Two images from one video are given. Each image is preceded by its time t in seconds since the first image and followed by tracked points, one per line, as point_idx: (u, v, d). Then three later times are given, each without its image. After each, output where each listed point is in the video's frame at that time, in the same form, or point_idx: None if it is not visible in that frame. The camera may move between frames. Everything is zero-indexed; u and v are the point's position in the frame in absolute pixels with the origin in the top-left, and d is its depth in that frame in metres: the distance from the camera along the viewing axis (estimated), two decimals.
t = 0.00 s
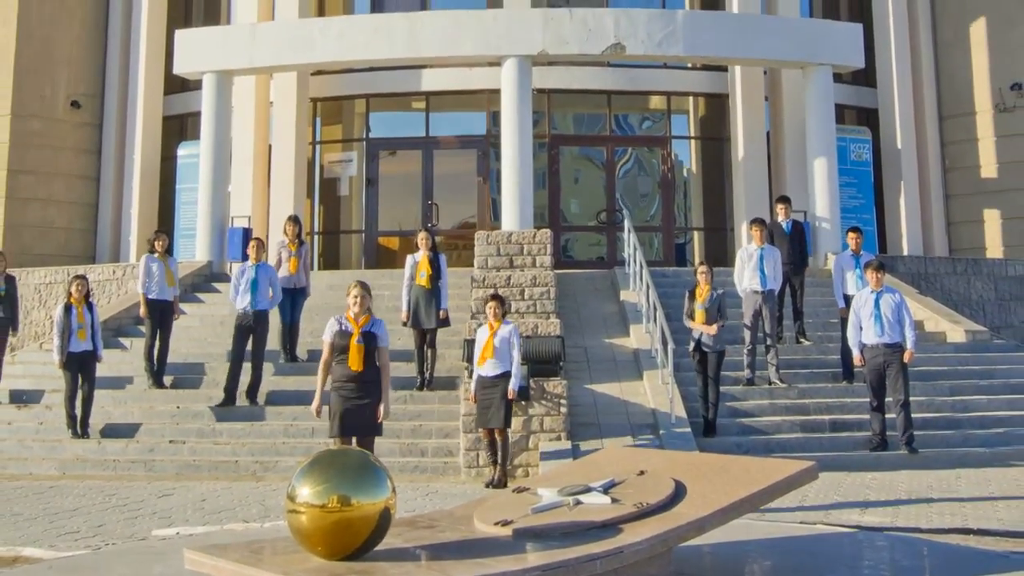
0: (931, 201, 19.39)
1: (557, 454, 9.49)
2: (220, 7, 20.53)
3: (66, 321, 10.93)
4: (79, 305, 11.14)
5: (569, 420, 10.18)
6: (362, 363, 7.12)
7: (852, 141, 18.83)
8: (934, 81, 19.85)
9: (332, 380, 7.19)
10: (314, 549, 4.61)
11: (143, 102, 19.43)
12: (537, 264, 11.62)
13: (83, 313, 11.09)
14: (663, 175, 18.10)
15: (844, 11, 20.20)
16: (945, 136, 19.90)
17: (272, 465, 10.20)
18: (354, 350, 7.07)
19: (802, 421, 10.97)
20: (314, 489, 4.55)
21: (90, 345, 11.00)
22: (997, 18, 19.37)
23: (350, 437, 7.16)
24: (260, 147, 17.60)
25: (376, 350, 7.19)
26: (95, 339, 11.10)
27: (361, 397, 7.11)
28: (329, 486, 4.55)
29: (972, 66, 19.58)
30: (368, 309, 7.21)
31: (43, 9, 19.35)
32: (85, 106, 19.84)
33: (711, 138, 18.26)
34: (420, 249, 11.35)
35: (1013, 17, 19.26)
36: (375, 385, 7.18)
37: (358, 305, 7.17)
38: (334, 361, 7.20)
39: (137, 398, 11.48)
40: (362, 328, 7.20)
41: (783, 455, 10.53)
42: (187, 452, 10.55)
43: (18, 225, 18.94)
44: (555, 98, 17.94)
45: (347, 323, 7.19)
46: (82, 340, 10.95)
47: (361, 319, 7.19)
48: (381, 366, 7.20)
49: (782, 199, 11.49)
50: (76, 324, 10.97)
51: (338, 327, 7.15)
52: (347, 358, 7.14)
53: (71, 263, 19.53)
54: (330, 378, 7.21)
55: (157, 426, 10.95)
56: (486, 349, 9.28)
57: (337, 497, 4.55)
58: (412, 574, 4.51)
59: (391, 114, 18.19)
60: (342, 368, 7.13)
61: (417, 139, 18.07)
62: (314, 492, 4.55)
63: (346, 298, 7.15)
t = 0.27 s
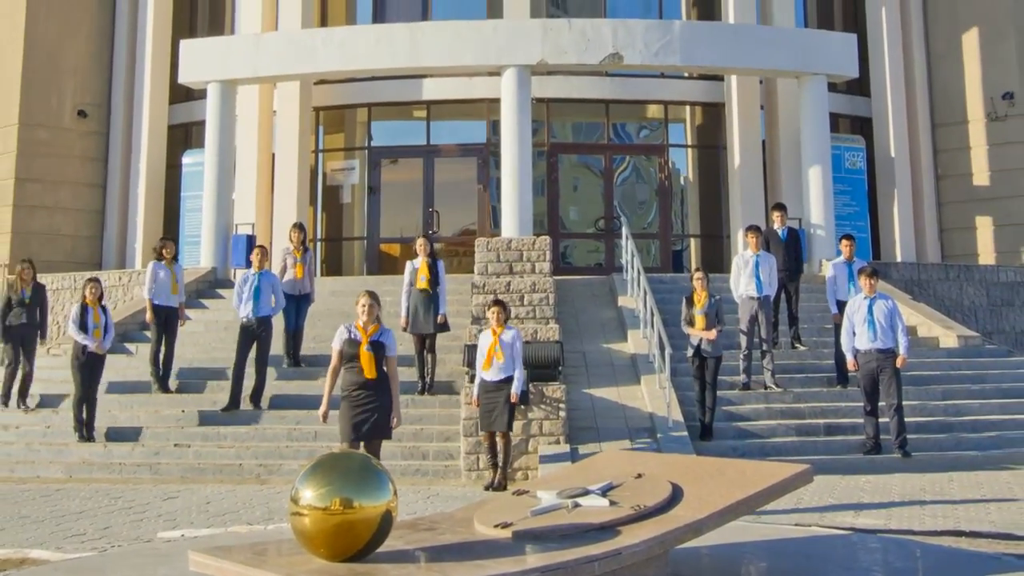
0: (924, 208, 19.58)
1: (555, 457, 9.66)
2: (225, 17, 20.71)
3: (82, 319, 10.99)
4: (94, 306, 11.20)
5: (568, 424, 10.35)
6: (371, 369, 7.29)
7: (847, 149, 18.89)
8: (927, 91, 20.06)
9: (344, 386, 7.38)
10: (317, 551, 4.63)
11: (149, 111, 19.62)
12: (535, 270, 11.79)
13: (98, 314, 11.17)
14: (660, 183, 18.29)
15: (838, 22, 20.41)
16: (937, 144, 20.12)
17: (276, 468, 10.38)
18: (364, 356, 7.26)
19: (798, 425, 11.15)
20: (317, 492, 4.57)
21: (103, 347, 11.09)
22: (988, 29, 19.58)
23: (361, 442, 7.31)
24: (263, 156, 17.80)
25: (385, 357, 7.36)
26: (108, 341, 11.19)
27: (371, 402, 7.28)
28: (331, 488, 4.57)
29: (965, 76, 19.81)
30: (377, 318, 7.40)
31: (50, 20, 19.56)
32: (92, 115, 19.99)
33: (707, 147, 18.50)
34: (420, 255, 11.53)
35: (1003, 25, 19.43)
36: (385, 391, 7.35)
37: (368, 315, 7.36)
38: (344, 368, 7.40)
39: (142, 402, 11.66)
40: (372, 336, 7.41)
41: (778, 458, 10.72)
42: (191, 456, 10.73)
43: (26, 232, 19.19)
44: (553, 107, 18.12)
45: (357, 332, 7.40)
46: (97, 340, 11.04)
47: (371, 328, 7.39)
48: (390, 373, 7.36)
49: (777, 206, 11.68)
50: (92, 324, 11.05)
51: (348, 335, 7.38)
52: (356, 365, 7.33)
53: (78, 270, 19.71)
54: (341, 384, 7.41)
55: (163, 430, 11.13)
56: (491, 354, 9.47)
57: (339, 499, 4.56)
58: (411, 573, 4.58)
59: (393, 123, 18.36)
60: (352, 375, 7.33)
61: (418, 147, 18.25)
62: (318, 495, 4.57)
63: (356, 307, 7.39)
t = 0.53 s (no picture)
0: (915, 214, 19.87)
1: (555, 462, 9.91)
2: (230, 29, 20.94)
3: (94, 329, 11.41)
4: (104, 316, 11.64)
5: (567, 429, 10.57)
6: (374, 374, 7.55)
7: (840, 159, 19.09)
8: (919, 101, 20.28)
9: (346, 391, 7.62)
10: (320, 554, 4.62)
11: (156, 122, 19.85)
12: (535, 278, 12.01)
13: (108, 324, 11.62)
14: (657, 193, 18.52)
15: (832, 34, 20.71)
16: (929, 154, 20.34)
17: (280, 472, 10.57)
18: (367, 362, 7.51)
19: (792, 430, 11.38)
20: (320, 495, 4.57)
21: (113, 355, 11.50)
22: (978, 41, 19.71)
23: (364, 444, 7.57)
24: (268, 166, 17.99)
25: (387, 362, 7.62)
26: (116, 351, 11.61)
27: (374, 407, 7.54)
28: (334, 491, 4.56)
29: (955, 89, 19.95)
30: (378, 325, 7.63)
31: (58, 32, 19.77)
32: (100, 126, 20.17)
33: (703, 156, 18.77)
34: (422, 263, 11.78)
35: (991, 35, 19.52)
36: (387, 395, 7.62)
37: (368, 321, 7.57)
38: (346, 373, 7.63)
39: (149, 407, 11.88)
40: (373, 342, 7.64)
41: (773, 463, 10.94)
42: (197, 460, 10.96)
43: (34, 241, 19.36)
44: (552, 117, 18.38)
45: (358, 338, 7.63)
46: (107, 349, 11.45)
47: (372, 334, 7.62)
48: (392, 377, 7.63)
49: (772, 216, 11.90)
50: (103, 333, 11.47)
51: (350, 341, 7.61)
52: (359, 370, 7.58)
53: (86, 277, 19.92)
54: (344, 388, 7.64)
55: (169, 435, 11.35)
56: (495, 361, 9.66)
57: (342, 503, 4.55)
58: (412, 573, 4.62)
59: (395, 133, 18.62)
60: (355, 380, 7.57)
61: (419, 157, 18.48)
62: (321, 498, 4.57)
63: (356, 314, 7.60)
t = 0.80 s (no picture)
0: (908, 222, 20.03)
1: (553, 466, 10.11)
2: (234, 40, 21.10)
3: (99, 334, 11.61)
4: (109, 321, 11.83)
5: (566, 433, 10.75)
6: (375, 378, 7.72)
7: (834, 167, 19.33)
8: (912, 110, 20.45)
9: (349, 395, 7.79)
10: (323, 556, 4.69)
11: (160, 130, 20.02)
12: (534, 284, 12.10)
13: (113, 329, 11.80)
14: (654, 200, 18.73)
15: (827, 43, 20.89)
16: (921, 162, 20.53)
17: (284, 475, 10.74)
18: (368, 367, 7.67)
19: (787, 434, 11.57)
20: (322, 498, 4.65)
21: (118, 360, 11.68)
22: (970, 52, 19.97)
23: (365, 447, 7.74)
24: (271, 174, 18.19)
25: (387, 367, 7.78)
26: (121, 356, 11.79)
27: (376, 410, 7.72)
28: (337, 494, 4.64)
29: (947, 99, 20.16)
30: (379, 330, 7.80)
31: (64, 42, 19.99)
32: (105, 135, 20.37)
33: (700, 164, 18.94)
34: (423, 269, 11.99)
35: (983, 47, 19.83)
36: (388, 399, 7.79)
37: (371, 325, 7.80)
38: (349, 378, 7.79)
39: (155, 411, 12.07)
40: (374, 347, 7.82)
41: (768, 466, 11.13)
42: (202, 463, 11.15)
43: (42, 248, 19.56)
44: (551, 126, 18.59)
45: (360, 343, 7.80)
46: (112, 354, 11.63)
47: (373, 339, 7.78)
48: (392, 382, 7.80)
49: (767, 223, 12.12)
50: (108, 338, 11.66)
51: (350, 346, 7.77)
52: (361, 375, 7.74)
53: (92, 284, 20.09)
54: (346, 392, 7.81)
55: (174, 438, 11.54)
56: (492, 365, 9.85)
57: (345, 505, 4.62)
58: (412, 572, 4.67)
59: (396, 142, 18.82)
60: (357, 384, 7.74)
61: (420, 165, 18.68)
62: (323, 501, 4.64)
63: (359, 319, 7.81)
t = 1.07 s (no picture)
0: (900, 229, 20.23)
1: (552, 469, 10.31)
2: (237, 52, 21.39)
3: (106, 340, 11.81)
4: (117, 327, 12.03)
5: (565, 437, 10.96)
6: (378, 384, 7.91)
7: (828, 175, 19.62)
8: (904, 119, 20.65)
9: (352, 401, 7.97)
10: (326, 558, 4.70)
11: (165, 139, 20.23)
12: (533, 290, 12.37)
13: (120, 335, 12.00)
14: (651, 209, 18.97)
15: (821, 54, 21.13)
16: (914, 171, 20.72)
17: (287, 478, 10.91)
18: (371, 372, 7.85)
19: (782, 438, 11.78)
20: (325, 501, 4.66)
21: (125, 366, 11.87)
22: (963, 62, 20.12)
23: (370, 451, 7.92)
24: (275, 183, 18.39)
25: (389, 372, 7.98)
26: (128, 361, 11.98)
27: (379, 415, 7.91)
28: (339, 497, 4.65)
29: (940, 107, 20.31)
30: (380, 336, 7.99)
31: (72, 52, 20.19)
32: (112, 143, 20.59)
33: (696, 172, 19.07)
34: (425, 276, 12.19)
35: (974, 56, 19.99)
36: (390, 404, 7.98)
37: (372, 331, 7.98)
38: (351, 384, 7.98)
39: (160, 415, 12.27)
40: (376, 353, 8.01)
41: (764, 469, 11.32)
42: (207, 467, 11.36)
43: (49, 255, 19.69)
44: (550, 135, 18.78)
45: (362, 349, 7.98)
46: (119, 360, 11.83)
47: (375, 345, 7.97)
48: (394, 387, 8.00)
49: (762, 230, 12.34)
50: (115, 344, 11.86)
51: (352, 353, 7.94)
52: (363, 381, 7.92)
53: (99, 291, 20.29)
54: (349, 398, 7.99)
55: (180, 442, 11.75)
56: (493, 371, 10.00)
57: (347, 508, 4.63)
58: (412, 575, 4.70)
59: (397, 150, 19.02)
60: (360, 390, 7.92)
61: (422, 173, 18.89)
62: (326, 504, 4.65)
63: (360, 326, 7.98)
